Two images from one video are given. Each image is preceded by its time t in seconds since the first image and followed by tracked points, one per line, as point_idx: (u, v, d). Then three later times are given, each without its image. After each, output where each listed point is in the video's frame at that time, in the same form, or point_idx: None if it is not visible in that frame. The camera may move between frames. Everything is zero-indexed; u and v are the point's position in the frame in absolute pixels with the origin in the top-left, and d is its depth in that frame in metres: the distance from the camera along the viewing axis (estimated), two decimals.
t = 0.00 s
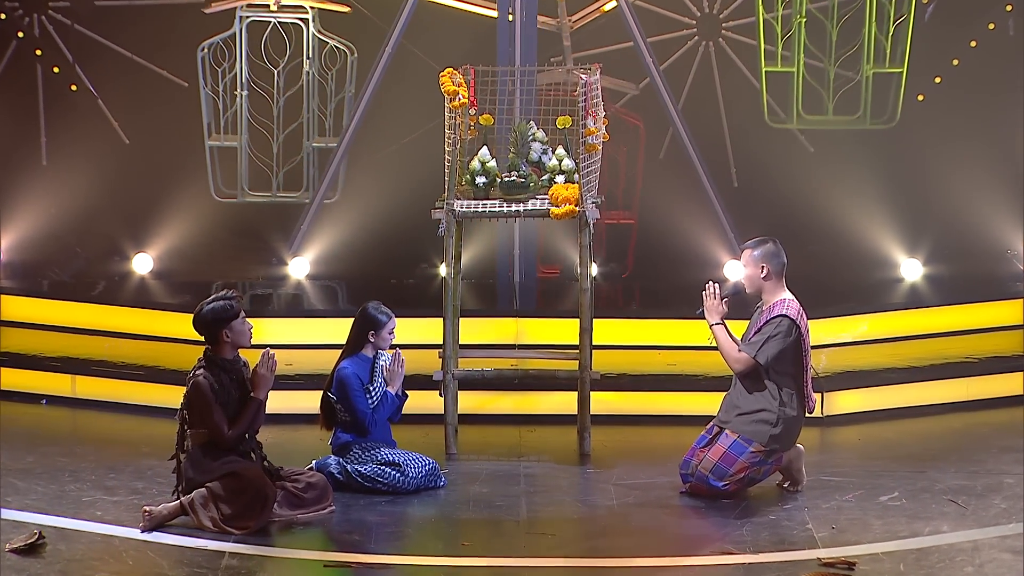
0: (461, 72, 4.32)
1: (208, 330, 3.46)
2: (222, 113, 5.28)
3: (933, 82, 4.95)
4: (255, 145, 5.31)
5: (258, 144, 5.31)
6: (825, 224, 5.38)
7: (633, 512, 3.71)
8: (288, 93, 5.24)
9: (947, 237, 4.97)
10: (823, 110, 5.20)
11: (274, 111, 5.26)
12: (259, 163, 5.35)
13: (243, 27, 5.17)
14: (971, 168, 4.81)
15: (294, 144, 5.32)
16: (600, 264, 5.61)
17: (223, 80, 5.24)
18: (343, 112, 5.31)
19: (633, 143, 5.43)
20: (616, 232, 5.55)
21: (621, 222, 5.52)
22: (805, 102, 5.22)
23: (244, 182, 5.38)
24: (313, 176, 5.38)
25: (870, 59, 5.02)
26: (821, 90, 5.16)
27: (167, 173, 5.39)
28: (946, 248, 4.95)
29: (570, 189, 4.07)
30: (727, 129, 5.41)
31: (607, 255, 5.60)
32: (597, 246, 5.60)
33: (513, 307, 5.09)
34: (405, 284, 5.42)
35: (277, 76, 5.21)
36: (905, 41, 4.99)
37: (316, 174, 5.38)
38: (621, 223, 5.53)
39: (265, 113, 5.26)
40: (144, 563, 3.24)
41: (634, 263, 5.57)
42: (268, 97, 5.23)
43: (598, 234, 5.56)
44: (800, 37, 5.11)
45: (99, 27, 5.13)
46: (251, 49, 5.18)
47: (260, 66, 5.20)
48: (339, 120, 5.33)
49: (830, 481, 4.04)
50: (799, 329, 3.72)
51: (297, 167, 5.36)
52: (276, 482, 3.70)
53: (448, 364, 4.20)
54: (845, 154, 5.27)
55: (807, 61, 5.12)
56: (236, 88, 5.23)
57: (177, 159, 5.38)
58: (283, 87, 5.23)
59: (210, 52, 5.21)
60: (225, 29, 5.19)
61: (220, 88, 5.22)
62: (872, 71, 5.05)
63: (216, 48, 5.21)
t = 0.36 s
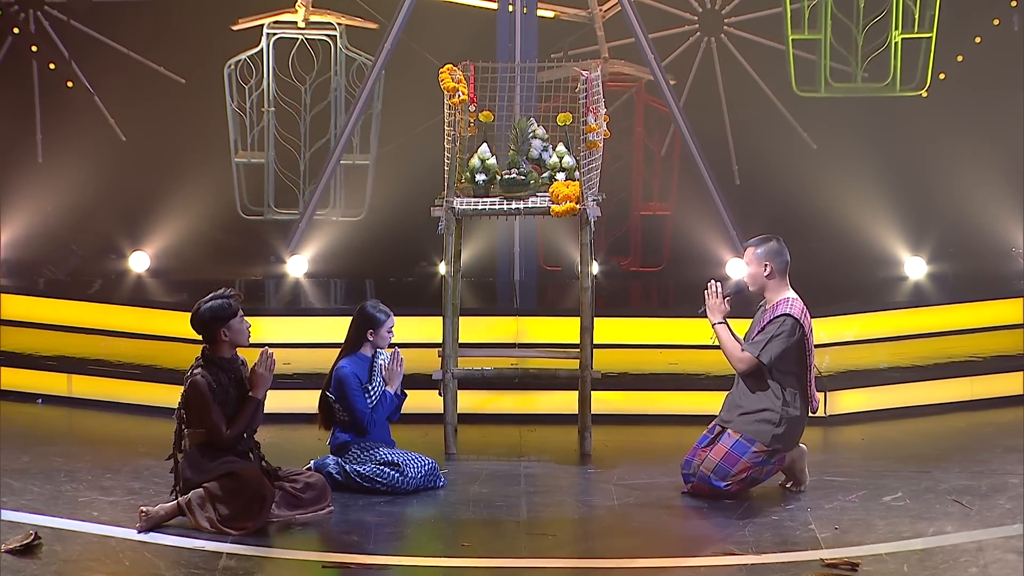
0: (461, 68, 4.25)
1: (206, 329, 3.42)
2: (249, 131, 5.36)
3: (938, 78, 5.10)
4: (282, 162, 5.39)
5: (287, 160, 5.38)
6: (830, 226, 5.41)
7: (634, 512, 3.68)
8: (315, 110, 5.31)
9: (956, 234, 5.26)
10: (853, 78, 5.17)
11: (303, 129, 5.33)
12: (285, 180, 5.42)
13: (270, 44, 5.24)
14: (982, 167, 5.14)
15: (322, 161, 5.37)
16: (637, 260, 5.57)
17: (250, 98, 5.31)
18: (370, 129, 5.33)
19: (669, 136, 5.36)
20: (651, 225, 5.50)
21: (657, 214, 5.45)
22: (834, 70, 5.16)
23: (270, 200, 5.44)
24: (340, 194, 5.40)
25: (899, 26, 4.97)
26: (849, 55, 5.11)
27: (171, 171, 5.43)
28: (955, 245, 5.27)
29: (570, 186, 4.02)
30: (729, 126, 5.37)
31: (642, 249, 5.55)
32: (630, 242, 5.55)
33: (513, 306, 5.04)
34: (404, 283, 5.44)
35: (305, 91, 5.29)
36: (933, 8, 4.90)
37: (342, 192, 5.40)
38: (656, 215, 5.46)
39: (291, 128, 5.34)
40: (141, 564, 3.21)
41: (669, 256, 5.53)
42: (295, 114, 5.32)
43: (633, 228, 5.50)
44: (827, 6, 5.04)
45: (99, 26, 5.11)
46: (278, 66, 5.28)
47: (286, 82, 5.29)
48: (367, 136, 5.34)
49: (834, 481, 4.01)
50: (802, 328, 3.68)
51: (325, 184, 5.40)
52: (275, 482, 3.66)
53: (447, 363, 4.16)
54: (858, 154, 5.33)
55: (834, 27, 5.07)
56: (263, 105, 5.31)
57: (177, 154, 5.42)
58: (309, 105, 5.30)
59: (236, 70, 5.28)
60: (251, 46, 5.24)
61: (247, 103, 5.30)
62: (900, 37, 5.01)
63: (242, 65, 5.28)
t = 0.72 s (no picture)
0: (461, 64, 4.21)
1: (203, 328, 3.38)
2: (277, 145, 5.41)
3: (943, 75, 5.09)
4: (310, 177, 5.46)
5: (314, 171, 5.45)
6: (831, 223, 5.46)
7: (635, 512, 3.64)
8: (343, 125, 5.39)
9: (960, 233, 5.24)
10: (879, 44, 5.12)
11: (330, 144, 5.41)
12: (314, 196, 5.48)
13: (300, 57, 5.33)
14: (985, 162, 5.10)
15: (350, 175, 5.47)
16: (673, 251, 5.57)
17: (279, 112, 5.39)
18: (398, 145, 5.44)
19: (707, 122, 5.42)
20: (686, 214, 5.51)
21: (692, 202, 5.48)
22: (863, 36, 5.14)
23: (299, 214, 5.51)
24: (369, 211, 5.51)
25: None
26: (877, 19, 5.07)
27: (169, 169, 5.43)
28: (957, 243, 5.24)
29: (570, 183, 3.98)
30: (732, 124, 5.40)
31: (675, 240, 5.55)
32: (665, 233, 5.55)
33: (514, 305, 5.01)
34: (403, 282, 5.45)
35: (333, 105, 5.37)
36: None
37: (370, 209, 5.52)
38: (691, 203, 5.48)
39: (320, 143, 5.42)
40: (138, 564, 3.17)
41: (704, 244, 5.55)
42: (324, 128, 5.40)
43: (668, 218, 5.52)
44: None
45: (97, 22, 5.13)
46: (307, 80, 5.36)
47: (315, 96, 5.37)
48: (395, 154, 5.46)
49: (836, 481, 3.97)
50: (805, 326, 3.64)
51: (353, 199, 5.50)
52: (273, 482, 3.63)
53: (446, 361, 4.11)
54: (863, 151, 5.35)
55: None
56: (292, 119, 5.40)
57: (176, 151, 5.42)
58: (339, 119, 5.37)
59: (265, 83, 5.35)
60: (280, 60, 5.33)
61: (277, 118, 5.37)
62: None
63: (271, 79, 5.35)
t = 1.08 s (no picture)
0: (460, 60, 4.16)
1: (200, 327, 3.34)
2: (307, 158, 5.44)
3: (947, 72, 5.10)
4: (340, 191, 5.49)
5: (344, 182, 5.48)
6: (834, 218, 5.45)
7: (636, 514, 3.60)
8: (373, 138, 5.45)
9: (964, 230, 5.21)
10: (902, 7, 5.12)
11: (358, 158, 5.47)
12: (343, 210, 5.53)
13: (331, 68, 5.34)
14: (983, 159, 5.06)
15: (381, 188, 5.51)
16: (706, 239, 5.56)
17: (309, 125, 5.41)
18: (428, 159, 5.48)
19: (742, 106, 5.37)
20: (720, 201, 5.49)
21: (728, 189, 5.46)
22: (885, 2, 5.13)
23: (327, 227, 5.56)
24: (399, 221, 5.58)
25: None
26: None
27: (165, 169, 5.45)
28: (962, 241, 5.21)
29: (571, 181, 3.93)
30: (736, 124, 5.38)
31: (710, 228, 5.54)
32: (699, 220, 5.53)
33: (514, 304, 4.97)
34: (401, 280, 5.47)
35: (363, 118, 5.42)
36: None
37: (401, 220, 5.58)
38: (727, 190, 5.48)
39: (351, 156, 5.46)
40: (134, 566, 3.13)
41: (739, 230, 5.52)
42: (355, 141, 5.45)
43: (702, 205, 5.50)
44: None
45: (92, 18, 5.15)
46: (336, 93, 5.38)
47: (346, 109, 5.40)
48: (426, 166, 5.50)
49: (839, 482, 3.93)
50: (809, 326, 3.60)
51: (383, 211, 5.55)
52: (270, 483, 3.58)
53: (445, 361, 4.07)
54: (864, 151, 5.35)
55: None
56: (321, 132, 5.42)
57: (172, 150, 5.43)
58: (370, 132, 5.44)
59: (295, 96, 5.38)
60: (310, 72, 5.35)
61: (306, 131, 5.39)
62: None
63: (301, 91, 5.38)
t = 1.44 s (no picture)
0: (460, 60, 4.14)
1: (197, 328, 3.30)
2: (341, 172, 5.43)
3: (949, 71, 5.10)
4: (373, 204, 5.47)
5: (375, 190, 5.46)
6: (837, 217, 5.43)
7: (638, 516, 3.56)
8: (407, 149, 5.39)
9: (968, 229, 5.19)
10: None
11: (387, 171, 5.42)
12: (376, 221, 5.51)
13: (364, 80, 5.31)
14: (987, 157, 5.08)
15: (415, 200, 5.46)
16: (740, 224, 5.47)
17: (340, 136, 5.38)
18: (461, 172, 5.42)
19: (778, 88, 5.31)
20: (755, 185, 5.42)
21: (764, 173, 5.40)
22: None
23: (361, 239, 5.54)
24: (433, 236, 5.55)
25: None
26: None
27: (163, 168, 5.42)
28: (965, 241, 5.20)
29: (572, 180, 3.90)
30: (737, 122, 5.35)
31: (745, 212, 5.46)
32: (732, 205, 5.46)
33: (514, 305, 4.94)
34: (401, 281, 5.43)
35: (396, 129, 5.38)
36: None
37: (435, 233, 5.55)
38: (763, 175, 5.41)
39: (383, 168, 5.42)
40: (131, 569, 3.09)
41: (775, 214, 5.44)
42: (388, 152, 5.40)
43: (736, 189, 5.43)
44: None
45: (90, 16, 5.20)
46: (370, 105, 5.36)
47: (380, 121, 5.37)
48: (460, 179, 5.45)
49: (842, 484, 3.89)
50: (812, 327, 3.57)
51: (417, 224, 5.51)
52: (268, 485, 3.55)
53: (445, 363, 4.04)
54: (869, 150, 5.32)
55: None
56: (355, 144, 5.41)
57: (169, 150, 5.40)
58: (401, 143, 5.39)
59: (329, 107, 5.37)
60: (344, 83, 5.35)
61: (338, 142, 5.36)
62: None
63: (334, 102, 5.37)
